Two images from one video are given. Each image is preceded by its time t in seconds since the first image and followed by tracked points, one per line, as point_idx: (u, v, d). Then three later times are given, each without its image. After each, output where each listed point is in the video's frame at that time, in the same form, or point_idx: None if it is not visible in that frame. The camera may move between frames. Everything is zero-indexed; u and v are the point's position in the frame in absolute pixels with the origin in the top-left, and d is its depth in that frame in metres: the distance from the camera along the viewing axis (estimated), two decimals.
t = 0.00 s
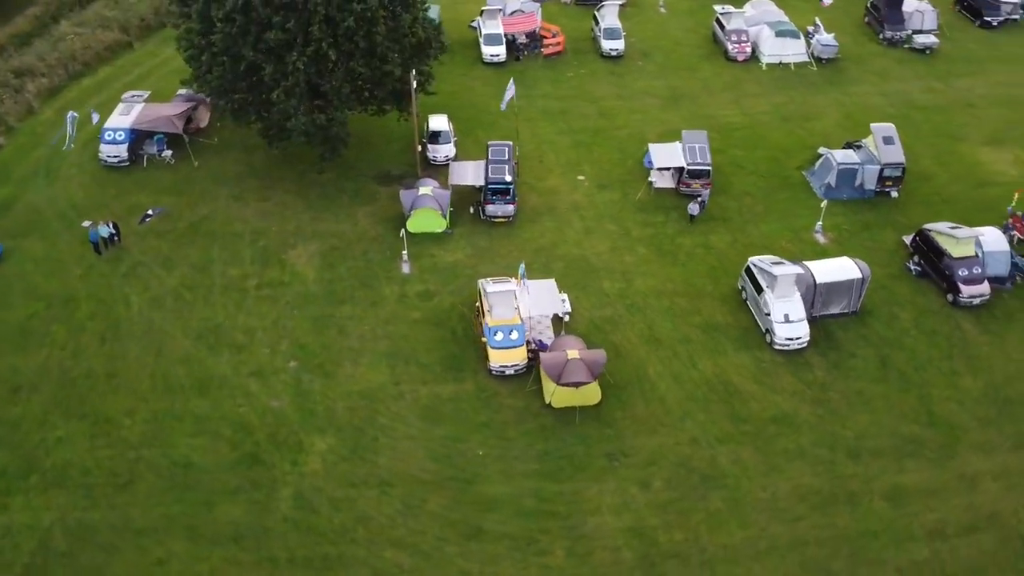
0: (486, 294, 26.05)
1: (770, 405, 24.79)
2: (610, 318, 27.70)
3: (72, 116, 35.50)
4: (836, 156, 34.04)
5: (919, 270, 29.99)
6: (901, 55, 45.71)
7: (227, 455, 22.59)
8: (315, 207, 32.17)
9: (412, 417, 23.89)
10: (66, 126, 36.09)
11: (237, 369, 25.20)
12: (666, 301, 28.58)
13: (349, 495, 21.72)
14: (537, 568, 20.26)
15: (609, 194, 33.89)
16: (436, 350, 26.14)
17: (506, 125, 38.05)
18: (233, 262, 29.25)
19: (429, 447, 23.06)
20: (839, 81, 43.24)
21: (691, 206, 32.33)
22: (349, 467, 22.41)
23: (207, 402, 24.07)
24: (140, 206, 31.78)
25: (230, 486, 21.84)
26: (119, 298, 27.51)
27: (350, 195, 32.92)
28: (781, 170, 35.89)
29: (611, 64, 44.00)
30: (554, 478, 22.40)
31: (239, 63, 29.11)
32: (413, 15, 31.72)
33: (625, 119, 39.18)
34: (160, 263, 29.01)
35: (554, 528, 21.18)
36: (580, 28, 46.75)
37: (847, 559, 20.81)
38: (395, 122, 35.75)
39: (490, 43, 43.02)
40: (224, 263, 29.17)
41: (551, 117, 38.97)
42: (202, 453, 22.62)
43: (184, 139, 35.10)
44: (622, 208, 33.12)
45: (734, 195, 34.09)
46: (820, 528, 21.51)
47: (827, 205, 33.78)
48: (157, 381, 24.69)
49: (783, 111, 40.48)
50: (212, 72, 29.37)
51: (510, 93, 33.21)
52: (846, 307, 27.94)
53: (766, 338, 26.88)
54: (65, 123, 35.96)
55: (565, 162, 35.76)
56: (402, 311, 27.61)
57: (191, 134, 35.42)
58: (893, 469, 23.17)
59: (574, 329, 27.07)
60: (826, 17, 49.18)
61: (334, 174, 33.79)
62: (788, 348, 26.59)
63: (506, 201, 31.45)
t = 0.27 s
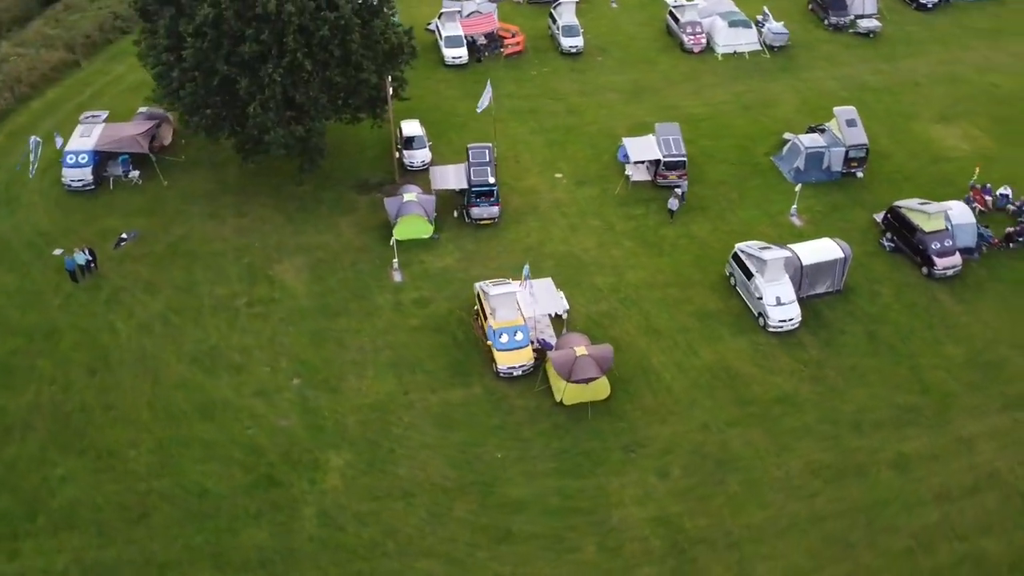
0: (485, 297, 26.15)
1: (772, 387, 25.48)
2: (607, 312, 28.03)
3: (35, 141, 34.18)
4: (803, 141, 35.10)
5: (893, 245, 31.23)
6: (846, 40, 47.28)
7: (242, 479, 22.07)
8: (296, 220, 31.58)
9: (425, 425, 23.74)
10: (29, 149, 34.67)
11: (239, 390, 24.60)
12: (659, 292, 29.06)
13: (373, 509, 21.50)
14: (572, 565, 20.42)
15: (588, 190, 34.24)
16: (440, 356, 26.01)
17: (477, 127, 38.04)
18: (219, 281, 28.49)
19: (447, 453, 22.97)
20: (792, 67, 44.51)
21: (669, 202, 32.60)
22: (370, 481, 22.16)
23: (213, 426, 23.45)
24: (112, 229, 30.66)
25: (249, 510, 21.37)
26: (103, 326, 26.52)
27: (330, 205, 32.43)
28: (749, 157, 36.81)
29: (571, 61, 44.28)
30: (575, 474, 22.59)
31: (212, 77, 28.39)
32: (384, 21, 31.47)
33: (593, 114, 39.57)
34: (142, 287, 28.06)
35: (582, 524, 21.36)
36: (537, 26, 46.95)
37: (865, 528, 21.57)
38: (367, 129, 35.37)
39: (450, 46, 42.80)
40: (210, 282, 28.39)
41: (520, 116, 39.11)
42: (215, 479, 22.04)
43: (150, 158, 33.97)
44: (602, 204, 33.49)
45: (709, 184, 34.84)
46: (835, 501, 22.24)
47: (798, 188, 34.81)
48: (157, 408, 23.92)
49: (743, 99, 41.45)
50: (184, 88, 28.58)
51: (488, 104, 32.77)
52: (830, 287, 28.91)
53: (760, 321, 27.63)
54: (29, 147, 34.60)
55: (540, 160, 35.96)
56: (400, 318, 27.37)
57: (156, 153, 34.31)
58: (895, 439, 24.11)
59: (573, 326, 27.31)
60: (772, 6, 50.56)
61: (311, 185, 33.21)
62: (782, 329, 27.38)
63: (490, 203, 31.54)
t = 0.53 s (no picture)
0: (485, 300, 26.17)
1: (770, 369, 26.24)
2: (602, 307, 28.35)
3: None
4: (768, 128, 36.15)
5: (864, 224, 32.60)
6: (791, 27, 48.78)
7: (262, 504, 21.56)
8: (277, 235, 30.90)
9: (441, 434, 23.61)
10: None
11: (245, 414, 23.99)
12: (649, 284, 29.54)
13: (401, 523, 21.31)
14: (607, 559, 20.64)
15: (566, 187, 34.52)
16: (445, 363, 25.86)
17: (446, 130, 37.88)
18: (206, 303, 27.69)
19: (467, 460, 22.90)
20: (743, 56, 45.68)
21: (647, 197, 33.12)
22: (393, 495, 21.94)
23: (224, 453, 22.82)
24: (84, 258, 29.42)
25: (275, 536, 20.90)
26: (90, 359, 25.44)
27: (310, 218, 31.84)
28: (716, 146, 37.72)
29: (529, 60, 44.45)
30: (596, 470, 22.83)
31: (185, 95, 27.45)
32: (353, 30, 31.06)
33: (559, 112, 39.87)
34: (126, 315, 27.04)
35: (610, 518, 21.62)
36: (491, 26, 46.96)
37: (878, 497, 22.44)
38: (338, 139, 34.88)
39: (409, 51, 42.39)
40: (197, 305, 27.56)
41: (488, 117, 39.11)
42: (234, 508, 21.46)
43: (115, 183, 32.78)
44: (581, 200, 33.81)
45: (681, 175, 35.56)
46: (847, 473, 23.07)
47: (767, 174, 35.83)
48: (161, 440, 23.11)
49: (702, 89, 42.34)
50: (155, 108, 27.56)
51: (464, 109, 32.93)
52: (811, 268, 29.91)
53: (751, 305, 28.40)
54: None
55: (514, 161, 36.07)
56: (398, 328, 27.11)
57: (120, 176, 33.08)
58: (892, 409, 25.14)
59: (572, 323, 27.53)
60: None
61: (287, 200, 32.53)
62: (773, 311, 28.19)
63: (474, 207, 31.44)
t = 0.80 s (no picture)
0: (484, 303, 26.20)
1: (766, 350, 27.06)
2: (596, 301, 28.67)
3: None
4: (731, 115, 37.11)
5: (832, 202, 33.90)
6: (734, 15, 50.08)
7: (288, 529, 21.14)
8: (259, 251, 30.16)
9: (457, 440, 23.54)
10: None
11: (254, 438, 23.42)
12: (638, 275, 30.01)
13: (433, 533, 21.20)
14: (639, 549, 21.01)
15: (542, 185, 34.72)
16: (450, 369, 25.77)
17: (414, 134, 37.56)
18: (195, 327, 26.84)
19: (488, 464, 22.91)
20: (694, 46, 46.68)
21: (623, 191, 33.59)
22: (420, 505, 21.81)
23: (239, 480, 22.24)
24: (57, 289, 28.12)
25: (306, 559, 20.53)
26: (82, 395, 24.39)
27: (289, 232, 31.19)
28: (681, 136, 38.50)
29: (486, 60, 44.38)
30: (616, 463, 23.17)
31: (158, 115, 26.45)
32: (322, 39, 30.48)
33: (524, 110, 40.02)
34: (112, 346, 26.00)
35: (637, 508, 21.98)
36: (443, 27, 46.72)
37: (884, 463, 23.45)
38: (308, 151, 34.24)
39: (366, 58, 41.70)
40: (187, 329, 26.71)
41: (454, 119, 38.94)
42: (260, 534, 20.99)
43: (80, 210, 31.43)
44: (559, 197, 34.06)
45: (652, 166, 36.20)
46: (852, 444, 24.01)
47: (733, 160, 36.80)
48: (172, 472, 22.37)
49: (659, 80, 43.10)
50: (127, 130, 26.44)
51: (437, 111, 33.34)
52: (790, 249, 30.92)
53: (739, 289, 29.21)
54: None
55: (487, 162, 36.08)
56: (398, 337, 26.86)
57: (83, 202, 31.71)
58: (883, 379, 26.27)
59: (569, 319, 27.78)
60: None
61: (263, 213, 31.76)
62: (760, 293, 29.04)
63: (457, 210, 31.34)
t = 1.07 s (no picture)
0: (484, 305, 26.28)
1: (758, 330, 27.89)
2: (590, 295, 28.99)
3: None
4: (694, 104, 37.97)
5: (798, 182, 35.14)
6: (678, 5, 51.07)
7: (319, 549, 20.79)
8: (242, 269, 29.39)
9: (475, 444, 23.53)
10: None
11: (269, 460, 22.89)
12: (626, 266, 30.47)
13: (466, 538, 21.17)
14: (670, 534, 21.45)
15: (518, 184, 34.83)
16: (457, 373, 25.72)
17: (382, 140, 37.14)
18: (188, 352, 26.02)
19: (509, 465, 22.98)
20: (643, 37, 47.44)
21: (600, 185, 34.00)
22: (449, 512, 21.75)
23: (260, 505, 21.74)
24: (33, 324, 26.78)
25: None
26: (79, 432, 23.37)
27: (271, 248, 30.49)
28: (645, 127, 39.17)
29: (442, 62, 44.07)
30: (633, 452, 23.56)
31: (133, 136, 25.46)
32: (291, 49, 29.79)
33: (488, 110, 40.00)
34: (103, 379, 24.99)
35: (661, 494, 22.41)
36: (394, 31, 46.24)
37: (885, 429, 24.51)
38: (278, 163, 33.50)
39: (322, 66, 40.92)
40: (180, 355, 25.87)
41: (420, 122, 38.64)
42: (291, 558, 20.59)
43: (46, 240, 29.95)
44: (537, 194, 34.25)
45: (622, 159, 36.73)
46: (852, 413, 25.01)
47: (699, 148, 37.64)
48: (189, 503, 21.70)
49: (616, 73, 43.68)
50: (101, 154, 25.38)
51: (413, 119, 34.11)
52: (767, 230, 31.88)
53: (725, 272, 30.03)
54: None
55: (460, 163, 35.96)
56: (399, 346, 26.63)
57: (48, 232, 30.24)
58: (871, 349, 27.41)
59: (566, 315, 28.03)
60: None
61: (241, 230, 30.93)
62: (745, 275, 29.90)
63: (440, 214, 31.20)
